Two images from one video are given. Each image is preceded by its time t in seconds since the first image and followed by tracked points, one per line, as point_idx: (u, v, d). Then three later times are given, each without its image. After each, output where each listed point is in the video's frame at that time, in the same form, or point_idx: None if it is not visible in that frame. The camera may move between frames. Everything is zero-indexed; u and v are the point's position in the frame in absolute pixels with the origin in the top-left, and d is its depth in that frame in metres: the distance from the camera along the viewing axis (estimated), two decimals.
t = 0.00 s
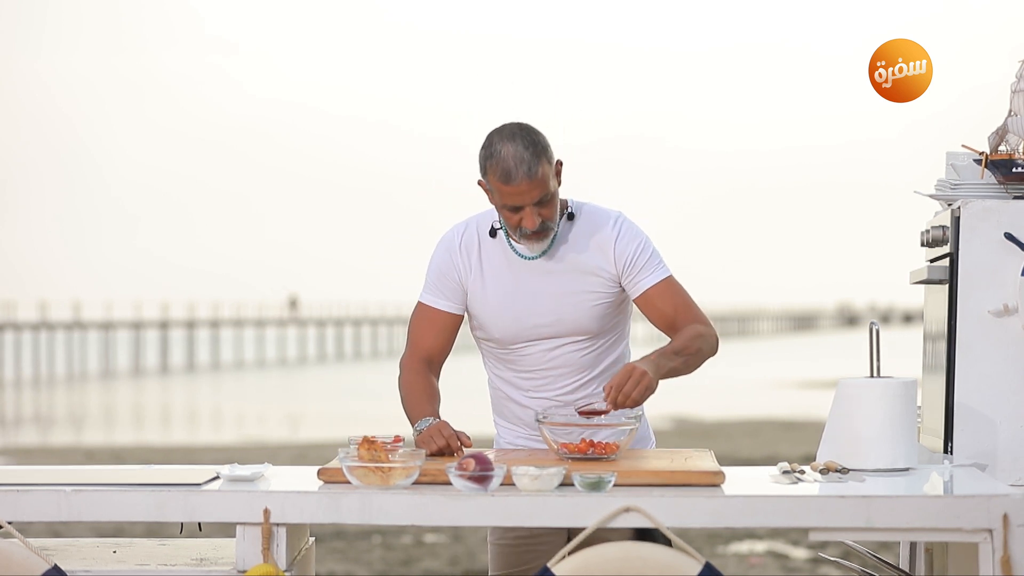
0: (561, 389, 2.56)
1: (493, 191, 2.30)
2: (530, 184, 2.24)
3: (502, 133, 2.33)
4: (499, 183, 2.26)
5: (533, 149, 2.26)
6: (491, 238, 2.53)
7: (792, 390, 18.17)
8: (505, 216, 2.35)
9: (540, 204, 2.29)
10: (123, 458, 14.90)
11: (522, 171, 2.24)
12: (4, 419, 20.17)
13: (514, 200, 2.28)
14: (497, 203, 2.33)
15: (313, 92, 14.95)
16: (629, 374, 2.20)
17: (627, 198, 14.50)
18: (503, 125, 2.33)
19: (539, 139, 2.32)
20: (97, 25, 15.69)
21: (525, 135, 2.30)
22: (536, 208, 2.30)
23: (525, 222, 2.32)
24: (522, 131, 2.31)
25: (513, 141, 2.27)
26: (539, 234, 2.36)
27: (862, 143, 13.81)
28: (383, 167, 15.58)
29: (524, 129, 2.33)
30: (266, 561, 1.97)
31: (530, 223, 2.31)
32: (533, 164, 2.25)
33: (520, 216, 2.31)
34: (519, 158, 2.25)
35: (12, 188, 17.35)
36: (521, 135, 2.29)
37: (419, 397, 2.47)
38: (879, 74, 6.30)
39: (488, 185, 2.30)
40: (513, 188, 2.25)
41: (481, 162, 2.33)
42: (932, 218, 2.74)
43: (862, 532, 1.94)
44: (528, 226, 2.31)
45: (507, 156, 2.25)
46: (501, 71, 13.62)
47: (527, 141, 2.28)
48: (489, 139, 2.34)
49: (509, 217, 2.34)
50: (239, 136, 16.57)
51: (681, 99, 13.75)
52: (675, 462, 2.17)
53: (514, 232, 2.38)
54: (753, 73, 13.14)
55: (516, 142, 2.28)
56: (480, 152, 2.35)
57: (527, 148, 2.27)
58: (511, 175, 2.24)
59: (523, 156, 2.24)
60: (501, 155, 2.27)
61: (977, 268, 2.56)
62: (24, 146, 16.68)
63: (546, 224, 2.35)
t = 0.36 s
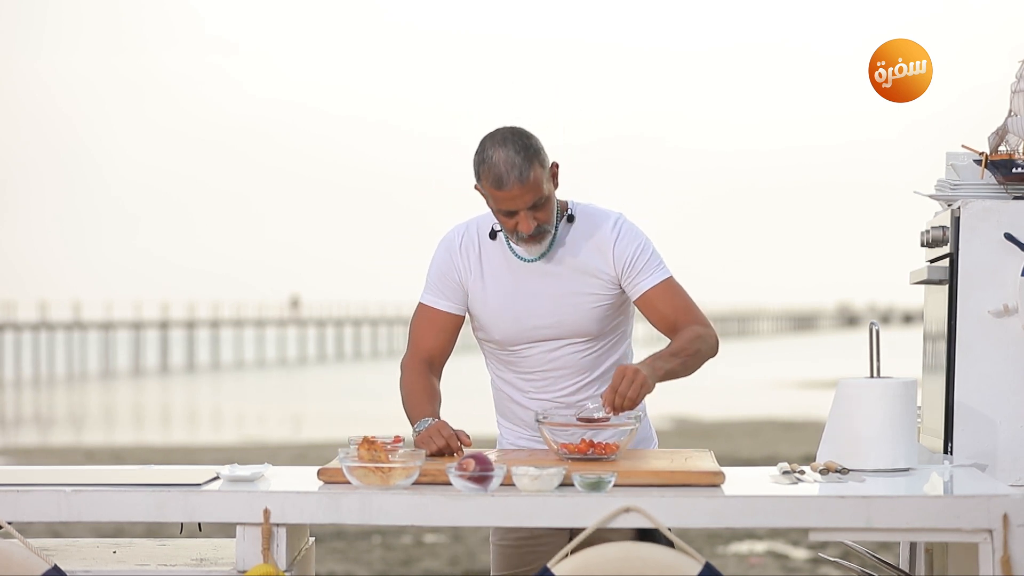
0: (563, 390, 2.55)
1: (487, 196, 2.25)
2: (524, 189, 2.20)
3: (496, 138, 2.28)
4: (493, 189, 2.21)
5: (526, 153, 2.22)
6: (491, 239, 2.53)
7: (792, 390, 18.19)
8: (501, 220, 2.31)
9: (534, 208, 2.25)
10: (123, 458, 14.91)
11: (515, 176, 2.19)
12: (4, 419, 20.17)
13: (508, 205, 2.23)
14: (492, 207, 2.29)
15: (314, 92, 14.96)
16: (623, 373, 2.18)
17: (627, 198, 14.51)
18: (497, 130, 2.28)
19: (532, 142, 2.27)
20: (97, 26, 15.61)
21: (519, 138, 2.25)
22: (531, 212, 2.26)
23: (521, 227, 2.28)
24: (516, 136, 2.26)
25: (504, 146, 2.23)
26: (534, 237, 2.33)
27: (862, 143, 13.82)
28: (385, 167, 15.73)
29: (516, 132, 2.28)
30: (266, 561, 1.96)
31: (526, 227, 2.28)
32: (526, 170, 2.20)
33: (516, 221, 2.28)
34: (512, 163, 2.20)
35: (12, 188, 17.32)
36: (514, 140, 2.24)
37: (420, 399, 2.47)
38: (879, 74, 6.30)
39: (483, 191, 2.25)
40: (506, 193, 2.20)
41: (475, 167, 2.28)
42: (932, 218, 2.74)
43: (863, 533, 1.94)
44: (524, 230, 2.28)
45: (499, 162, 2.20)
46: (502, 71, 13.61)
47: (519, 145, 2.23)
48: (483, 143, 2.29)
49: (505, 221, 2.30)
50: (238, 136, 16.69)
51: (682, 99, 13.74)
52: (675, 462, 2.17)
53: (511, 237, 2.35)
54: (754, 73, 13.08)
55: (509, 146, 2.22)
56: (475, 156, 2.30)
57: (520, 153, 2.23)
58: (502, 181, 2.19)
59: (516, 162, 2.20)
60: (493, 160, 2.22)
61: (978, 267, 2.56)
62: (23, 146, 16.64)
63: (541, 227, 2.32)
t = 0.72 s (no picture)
0: (563, 391, 2.49)
1: (483, 197, 2.20)
2: (519, 188, 2.13)
3: (492, 139, 2.22)
4: (489, 190, 2.16)
5: (521, 152, 2.16)
6: (490, 240, 2.47)
7: (792, 390, 18.20)
8: (500, 221, 2.25)
9: (532, 207, 2.19)
10: (122, 458, 14.90)
11: (511, 176, 2.13)
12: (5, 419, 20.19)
13: (504, 205, 2.17)
14: (489, 208, 2.23)
15: (313, 92, 14.94)
16: (623, 371, 2.13)
17: (627, 198, 14.51)
18: (494, 131, 2.23)
19: (528, 142, 2.22)
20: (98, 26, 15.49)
21: (516, 139, 2.20)
22: (528, 212, 2.20)
23: (520, 227, 2.21)
24: (512, 136, 2.20)
25: (500, 146, 2.17)
26: (532, 239, 2.26)
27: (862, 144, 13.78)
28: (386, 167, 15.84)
29: (511, 132, 2.23)
30: (266, 561, 1.92)
31: (523, 227, 2.21)
32: (522, 169, 2.14)
33: (513, 221, 2.21)
34: (508, 162, 2.14)
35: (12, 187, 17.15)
36: (510, 139, 2.18)
37: (418, 400, 2.42)
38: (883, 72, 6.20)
39: (480, 193, 2.20)
40: (503, 193, 2.14)
41: (472, 168, 2.23)
42: (931, 219, 2.60)
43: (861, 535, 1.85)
44: (522, 230, 2.21)
45: (495, 162, 2.15)
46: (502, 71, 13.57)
47: (514, 144, 2.18)
48: (480, 144, 2.23)
49: (504, 223, 2.24)
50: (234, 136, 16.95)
51: (682, 100, 13.67)
52: (675, 461, 2.15)
53: (509, 237, 2.29)
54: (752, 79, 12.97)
55: (505, 146, 2.17)
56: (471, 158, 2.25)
57: (516, 152, 2.17)
58: (499, 181, 2.14)
59: (512, 161, 2.14)
60: (489, 161, 2.17)
61: (978, 268, 2.35)
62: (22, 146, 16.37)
63: (540, 226, 2.25)
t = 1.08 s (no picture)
0: (562, 390, 2.49)
1: (480, 196, 2.20)
2: (515, 187, 2.14)
3: (488, 138, 2.22)
4: (485, 189, 2.16)
5: (517, 150, 2.16)
6: (490, 241, 2.47)
7: (793, 390, 18.20)
8: (497, 220, 2.25)
9: (529, 206, 2.19)
10: (122, 458, 14.90)
11: (506, 175, 2.13)
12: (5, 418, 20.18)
13: (500, 204, 2.18)
14: (486, 207, 2.23)
15: (313, 92, 14.93)
16: (616, 362, 2.09)
17: (627, 198, 14.51)
18: (490, 131, 2.23)
19: (523, 140, 2.21)
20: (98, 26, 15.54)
21: (511, 137, 2.20)
22: (525, 210, 2.20)
23: (517, 226, 2.21)
24: (508, 135, 2.20)
25: (495, 145, 2.17)
26: (530, 237, 2.25)
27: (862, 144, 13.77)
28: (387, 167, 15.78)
29: (507, 131, 2.22)
30: (266, 561, 1.92)
31: (520, 226, 2.21)
32: (517, 167, 2.14)
33: (510, 220, 2.21)
34: (503, 161, 2.14)
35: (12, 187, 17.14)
36: (505, 139, 2.18)
37: (418, 401, 2.42)
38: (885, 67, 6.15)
39: (476, 193, 2.20)
40: (499, 192, 2.14)
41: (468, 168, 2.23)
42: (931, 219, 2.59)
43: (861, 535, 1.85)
44: (519, 229, 2.21)
45: (490, 161, 2.15)
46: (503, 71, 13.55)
47: (510, 143, 2.18)
48: (476, 143, 2.23)
49: (501, 222, 2.24)
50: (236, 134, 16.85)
51: (681, 100, 13.66)
52: (675, 461, 2.15)
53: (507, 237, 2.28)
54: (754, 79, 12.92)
55: (500, 144, 2.17)
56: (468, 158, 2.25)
57: (512, 151, 2.17)
58: (495, 180, 2.14)
59: (507, 159, 2.14)
60: (485, 160, 2.17)
61: (979, 268, 2.35)
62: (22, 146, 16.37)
63: (538, 225, 2.25)
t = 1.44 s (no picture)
0: (562, 388, 2.48)
1: (478, 197, 2.20)
2: (512, 186, 2.14)
3: (485, 138, 2.22)
4: (482, 189, 2.16)
5: (514, 150, 2.16)
6: (489, 240, 2.47)
7: (793, 390, 18.19)
8: (495, 220, 2.25)
9: (526, 205, 2.19)
10: (122, 458, 14.89)
11: (503, 175, 2.13)
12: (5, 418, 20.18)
13: (498, 204, 2.18)
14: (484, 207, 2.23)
15: (313, 92, 14.92)
16: (613, 355, 2.09)
17: (627, 197, 14.51)
18: (487, 131, 2.23)
19: (521, 140, 2.21)
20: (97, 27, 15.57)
21: (508, 137, 2.20)
22: (523, 210, 2.19)
23: (515, 225, 2.21)
24: (505, 134, 2.20)
25: (492, 145, 2.17)
26: (528, 237, 2.25)
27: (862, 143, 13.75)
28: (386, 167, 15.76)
29: (504, 131, 2.22)
30: (266, 561, 1.91)
31: (518, 226, 2.21)
32: (513, 168, 2.14)
33: (508, 219, 2.21)
34: (500, 160, 2.14)
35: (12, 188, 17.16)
36: (502, 138, 2.18)
37: (418, 401, 2.42)
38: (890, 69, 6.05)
39: (473, 192, 2.20)
40: (496, 192, 2.15)
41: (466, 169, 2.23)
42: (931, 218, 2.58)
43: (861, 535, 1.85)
44: (517, 229, 2.21)
45: (487, 160, 2.15)
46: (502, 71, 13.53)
47: (506, 143, 2.18)
48: (473, 143, 2.23)
49: (500, 222, 2.24)
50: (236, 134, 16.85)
51: (681, 100, 13.65)
52: (675, 461, 2.14)
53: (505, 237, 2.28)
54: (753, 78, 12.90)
55: (496, 144, 2.17)
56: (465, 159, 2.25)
57: (509, 151, 2.17)
58: (491, 179, 2.14)
59: (503, 160, 2.14)
60: (482, 160, 2.17)
61: (979, 268, 2.35)
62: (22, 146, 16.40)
63: (536, 224, 2.25)
